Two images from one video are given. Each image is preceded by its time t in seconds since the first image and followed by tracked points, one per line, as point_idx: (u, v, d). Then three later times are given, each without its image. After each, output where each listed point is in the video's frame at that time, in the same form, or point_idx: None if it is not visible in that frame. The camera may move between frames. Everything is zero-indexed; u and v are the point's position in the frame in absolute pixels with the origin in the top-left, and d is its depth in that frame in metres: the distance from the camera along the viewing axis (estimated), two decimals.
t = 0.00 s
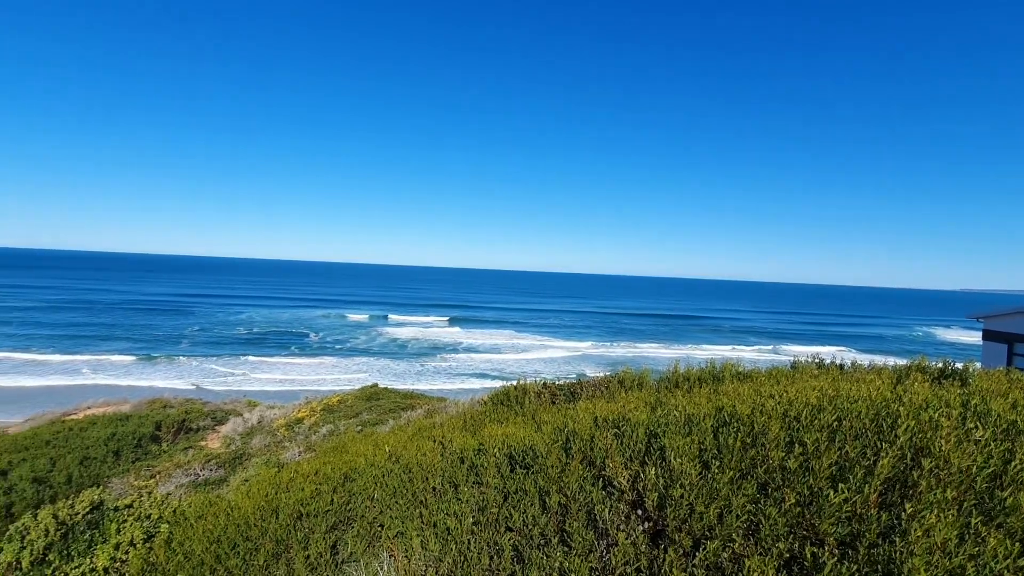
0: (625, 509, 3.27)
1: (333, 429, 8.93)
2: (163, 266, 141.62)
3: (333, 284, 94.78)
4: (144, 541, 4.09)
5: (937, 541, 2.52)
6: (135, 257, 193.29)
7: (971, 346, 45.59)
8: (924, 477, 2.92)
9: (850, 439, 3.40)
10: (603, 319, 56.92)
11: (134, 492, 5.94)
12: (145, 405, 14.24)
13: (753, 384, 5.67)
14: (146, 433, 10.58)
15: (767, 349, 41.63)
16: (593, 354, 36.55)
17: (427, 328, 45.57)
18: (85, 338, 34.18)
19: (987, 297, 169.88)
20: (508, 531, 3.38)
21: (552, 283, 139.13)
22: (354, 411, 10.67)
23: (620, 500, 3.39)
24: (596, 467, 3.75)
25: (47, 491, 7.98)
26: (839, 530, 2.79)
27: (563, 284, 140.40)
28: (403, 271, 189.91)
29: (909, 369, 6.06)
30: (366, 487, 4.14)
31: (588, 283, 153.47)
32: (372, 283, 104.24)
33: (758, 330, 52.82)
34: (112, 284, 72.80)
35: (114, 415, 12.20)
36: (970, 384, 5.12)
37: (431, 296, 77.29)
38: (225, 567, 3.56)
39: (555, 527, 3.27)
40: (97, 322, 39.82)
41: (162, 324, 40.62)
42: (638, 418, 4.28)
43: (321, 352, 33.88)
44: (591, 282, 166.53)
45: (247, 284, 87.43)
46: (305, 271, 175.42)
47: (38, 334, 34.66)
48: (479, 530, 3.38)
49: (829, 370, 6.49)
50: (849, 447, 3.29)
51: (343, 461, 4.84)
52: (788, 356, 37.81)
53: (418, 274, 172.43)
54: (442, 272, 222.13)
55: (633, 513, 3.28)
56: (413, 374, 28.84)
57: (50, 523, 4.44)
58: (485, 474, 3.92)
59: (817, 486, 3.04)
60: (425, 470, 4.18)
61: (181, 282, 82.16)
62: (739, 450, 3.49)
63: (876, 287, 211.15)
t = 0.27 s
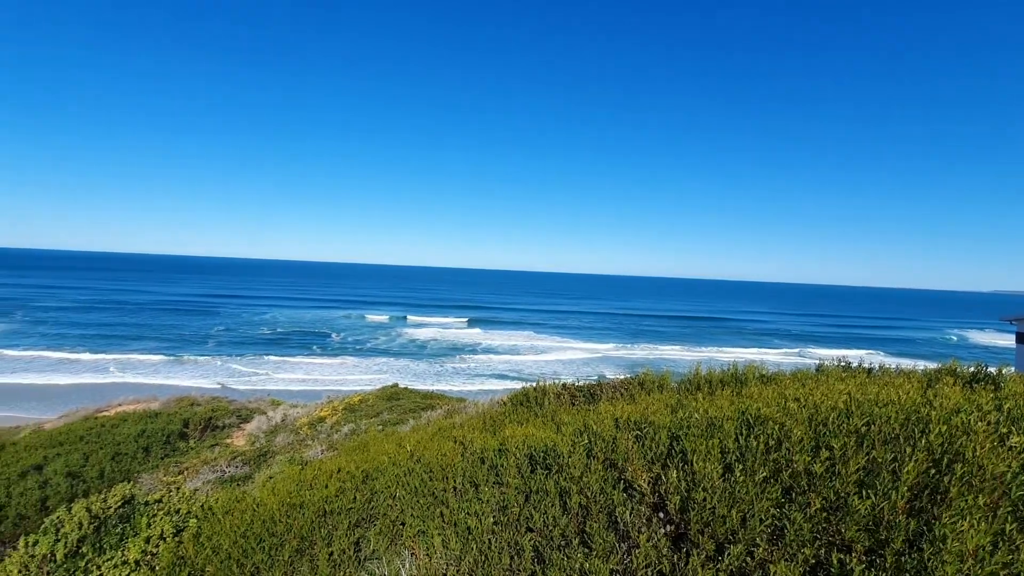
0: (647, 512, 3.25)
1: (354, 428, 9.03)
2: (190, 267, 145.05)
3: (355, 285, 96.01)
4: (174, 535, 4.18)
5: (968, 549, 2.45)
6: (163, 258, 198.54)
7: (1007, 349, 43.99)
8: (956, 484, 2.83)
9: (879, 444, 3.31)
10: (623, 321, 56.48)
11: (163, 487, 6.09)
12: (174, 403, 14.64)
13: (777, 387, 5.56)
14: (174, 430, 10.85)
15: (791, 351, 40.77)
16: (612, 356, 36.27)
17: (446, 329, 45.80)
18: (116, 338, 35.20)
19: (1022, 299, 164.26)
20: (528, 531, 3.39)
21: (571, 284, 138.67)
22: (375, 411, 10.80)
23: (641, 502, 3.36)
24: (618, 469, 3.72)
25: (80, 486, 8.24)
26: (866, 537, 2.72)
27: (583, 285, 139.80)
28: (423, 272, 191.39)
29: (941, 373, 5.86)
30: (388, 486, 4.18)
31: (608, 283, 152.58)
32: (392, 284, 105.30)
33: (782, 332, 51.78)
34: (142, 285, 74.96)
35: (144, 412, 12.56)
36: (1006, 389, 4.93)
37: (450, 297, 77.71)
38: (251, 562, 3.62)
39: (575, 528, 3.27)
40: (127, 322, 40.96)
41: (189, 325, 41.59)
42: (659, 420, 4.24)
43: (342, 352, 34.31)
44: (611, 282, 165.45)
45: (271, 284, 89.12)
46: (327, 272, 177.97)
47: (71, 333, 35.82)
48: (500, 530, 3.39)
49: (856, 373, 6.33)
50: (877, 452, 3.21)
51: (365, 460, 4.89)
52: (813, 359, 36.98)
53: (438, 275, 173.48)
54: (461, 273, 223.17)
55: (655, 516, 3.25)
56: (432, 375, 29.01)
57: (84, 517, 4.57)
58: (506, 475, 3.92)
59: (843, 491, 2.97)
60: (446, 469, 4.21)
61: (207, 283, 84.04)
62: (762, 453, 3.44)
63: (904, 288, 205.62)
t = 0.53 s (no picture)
0: (669, 514, 3.21)
1: (375, 427, 9.14)
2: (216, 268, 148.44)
3: (375, 286, 97.08)
4: (202, 529, 4.28)
5: (1003, 559, 2.37)
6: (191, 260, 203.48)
7: None
8: (990, 491, 2.74)
9: (908, 449, 3.22)
10: (644, 322, 55.97)
11: (192, 481, 6.25)
12: (201, 400, 14.96)
13: (803, 389, 5.44)
14: (202, 427, 11.11)
15: (817, 354, 39.89)
16: (632, 357, 35.97)
17: (466, 330, 45.98)
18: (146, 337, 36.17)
19: None
20: (549, 531, 3.38)
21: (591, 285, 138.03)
22: (396, 410, 10.91)
23: (664, 504, 3.32)
24: (639, 471, 3.69)
25: (112, 480, 8.50)
26: (894, 543, 2.66)
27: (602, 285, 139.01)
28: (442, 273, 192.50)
29: (975, 377, 5.67)
30: (409, 484, 4.21)
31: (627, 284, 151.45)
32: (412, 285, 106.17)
33: (808, 335, 50.69)
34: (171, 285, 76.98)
35: (172, 409, 12.89)
36: None
37: (470, 298, 78.03)
38: (277, 556, 3.69)
39: (596, 530, 3.25)
40: (156, 322, 42.07)
41: (215, 324, 42.53)
42: (681, 422, 4.19)
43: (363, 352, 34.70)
44: (631, 283, 164.22)
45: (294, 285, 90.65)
46: (348, 272, 180.31)
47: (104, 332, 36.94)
48: (520, 530, 3.39)
49: (885, 377, 6.15)
50: (907, 457, 3.12)
51: (387, 459, 4.94)
52: (840, 362, 36.12)
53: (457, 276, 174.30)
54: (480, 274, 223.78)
55: (677, 518, 3.21)
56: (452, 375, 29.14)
57: (116, 511, 4.70)
58: (527, 475, 3.92)
59: (871, 497, 2.90)
60: (466, 469, 4.22)
61: (232, 284, 85.85)
62: (788, 457, 3.37)
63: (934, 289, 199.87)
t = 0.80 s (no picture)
0: (689, 517, 3.17)
1: (394, 427, 9.22)
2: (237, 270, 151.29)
3: (394, 287, 97.87)
4: (226, 526, 4.37)
5: None
6: (214, 262, 207.67)
7: None
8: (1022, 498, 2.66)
9: (936, 453, 3.14)
10: (662, 323, 55.45)
11: (217, 478, 6.38)
12: (224, 400, 15.27)
13: (826, 392, 5.34)
14: (225, 426, 11.33)
15: (841, 356, 39.06)
16: (651, 359, 35.66)
17: (483, 331, 46.08)
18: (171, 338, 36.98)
19: None
20: (567, 533, 3.37)
21: (609, 286, 137.30)
22: (415, 410, 10.99)
23: (683, 508, 3.29)
24: (658, 473, 3.66)
25: (139, 477, 8.71)
26: (921, 549, 2.59)
27: (620, 287, 138.08)
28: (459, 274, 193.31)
29: (1007, 380, 5.49)
30: (428, 484, 4.24)
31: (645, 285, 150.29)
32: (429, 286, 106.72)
33: (831, 337, 49.68)
34: (195, 287, 78.61)
35: (197, 408, 13.15)
36: None
37: (487, 299, 78.26)
38: (298, 554, 3.74)
39: (615, 531, 3.23)
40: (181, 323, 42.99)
41: (237, 325, 43.30)
42: (701, 424, 4.14)
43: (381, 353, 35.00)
44: (649, 284, 162.92)
45: (314, 287, 91.89)
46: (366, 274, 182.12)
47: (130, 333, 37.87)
48: (539, 531, 3.38)
49: (912, 380, 6.00)
50: (935, 462, 3.04)
51: (406, 458, 4.98)
52: (864, 365, 35.32)
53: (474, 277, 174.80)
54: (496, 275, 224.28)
55: (697, 522, 3.18)
56: (469, 376, 29.20)
57: (143, 506, 4.82)
58: (545, 476, 3.92)
59: (898, 503, 2.83)
60: (484, 469, 4.24)
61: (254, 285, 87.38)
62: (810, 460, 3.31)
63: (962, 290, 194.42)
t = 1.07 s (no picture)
0: (708, 520, 3.14)
1: (411, 426, 9.31)
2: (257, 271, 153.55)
3: (411, 288, 98.51)
4: (248, 522, 4.44)
5: None
6: (235, 263, 211.48)
7: None
8: None
9: (964, 457, 3.06)
10: (680, 324, 54.95)
11: (238, 476, 6.50)
12: (245, 399, 15.54)
13: (849, 394, 5.23)
14: (247, 424, 11.54)
15: (864, 359, 38.28)
16: (669, 360, 35.31)
17: (499, 332, 46.15)
18: (193, 338, 37.73)
19: None
20: (584, 534, 3.36)
21: (625, 287, 136.44)
22: (431, 410, 11.06)
23: (702, 510, 3.25)
24: (677, 475, 3.63)
25: (164, 473, 8.92)
26: (948, 555, 2.52)
27: (636, 287, 137.12)
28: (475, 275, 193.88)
29: None
30: (445, 484, 4.26)
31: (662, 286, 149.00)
32: (446, 287, 107.13)
33: (854, 338, 48.69)
34: (217, 288, 80.08)
35: (219, 407, 13.41)
36: None
37: (502, 300, 78.36)
38: (319, 551, 3.79)
39: (633, 533, 3.21)
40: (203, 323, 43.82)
41: (257, 326, 44.01)
42: (720, 426, 4.09)
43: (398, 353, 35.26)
44: (666, 285, 161.50)
45: (332, 288, 92.90)
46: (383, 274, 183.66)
47: (154, 333, 38.74)
48: (557, 532, 3.38)
49: (939, 382, 5.85)
50: (963, 466, 2.96)
51: (423, 457, 5.02)
52: (888, 367, 34.57)
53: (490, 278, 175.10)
54: (512, 276, 224.46)
55: (717, 524, 3.14)
56: (485, 377, 29.26)
57: (168, 503, 4.93)
58: (562, 477, 3.90)
59: (923, 508, 2.76)
60: (501, 469, 4.24)
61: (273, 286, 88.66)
62: (833, 463, 3.25)
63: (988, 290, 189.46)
